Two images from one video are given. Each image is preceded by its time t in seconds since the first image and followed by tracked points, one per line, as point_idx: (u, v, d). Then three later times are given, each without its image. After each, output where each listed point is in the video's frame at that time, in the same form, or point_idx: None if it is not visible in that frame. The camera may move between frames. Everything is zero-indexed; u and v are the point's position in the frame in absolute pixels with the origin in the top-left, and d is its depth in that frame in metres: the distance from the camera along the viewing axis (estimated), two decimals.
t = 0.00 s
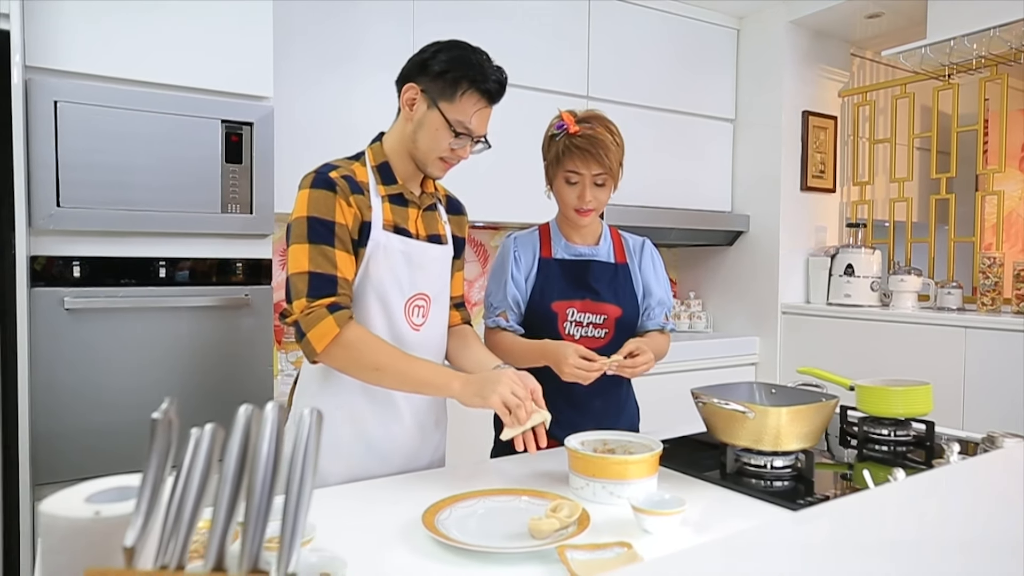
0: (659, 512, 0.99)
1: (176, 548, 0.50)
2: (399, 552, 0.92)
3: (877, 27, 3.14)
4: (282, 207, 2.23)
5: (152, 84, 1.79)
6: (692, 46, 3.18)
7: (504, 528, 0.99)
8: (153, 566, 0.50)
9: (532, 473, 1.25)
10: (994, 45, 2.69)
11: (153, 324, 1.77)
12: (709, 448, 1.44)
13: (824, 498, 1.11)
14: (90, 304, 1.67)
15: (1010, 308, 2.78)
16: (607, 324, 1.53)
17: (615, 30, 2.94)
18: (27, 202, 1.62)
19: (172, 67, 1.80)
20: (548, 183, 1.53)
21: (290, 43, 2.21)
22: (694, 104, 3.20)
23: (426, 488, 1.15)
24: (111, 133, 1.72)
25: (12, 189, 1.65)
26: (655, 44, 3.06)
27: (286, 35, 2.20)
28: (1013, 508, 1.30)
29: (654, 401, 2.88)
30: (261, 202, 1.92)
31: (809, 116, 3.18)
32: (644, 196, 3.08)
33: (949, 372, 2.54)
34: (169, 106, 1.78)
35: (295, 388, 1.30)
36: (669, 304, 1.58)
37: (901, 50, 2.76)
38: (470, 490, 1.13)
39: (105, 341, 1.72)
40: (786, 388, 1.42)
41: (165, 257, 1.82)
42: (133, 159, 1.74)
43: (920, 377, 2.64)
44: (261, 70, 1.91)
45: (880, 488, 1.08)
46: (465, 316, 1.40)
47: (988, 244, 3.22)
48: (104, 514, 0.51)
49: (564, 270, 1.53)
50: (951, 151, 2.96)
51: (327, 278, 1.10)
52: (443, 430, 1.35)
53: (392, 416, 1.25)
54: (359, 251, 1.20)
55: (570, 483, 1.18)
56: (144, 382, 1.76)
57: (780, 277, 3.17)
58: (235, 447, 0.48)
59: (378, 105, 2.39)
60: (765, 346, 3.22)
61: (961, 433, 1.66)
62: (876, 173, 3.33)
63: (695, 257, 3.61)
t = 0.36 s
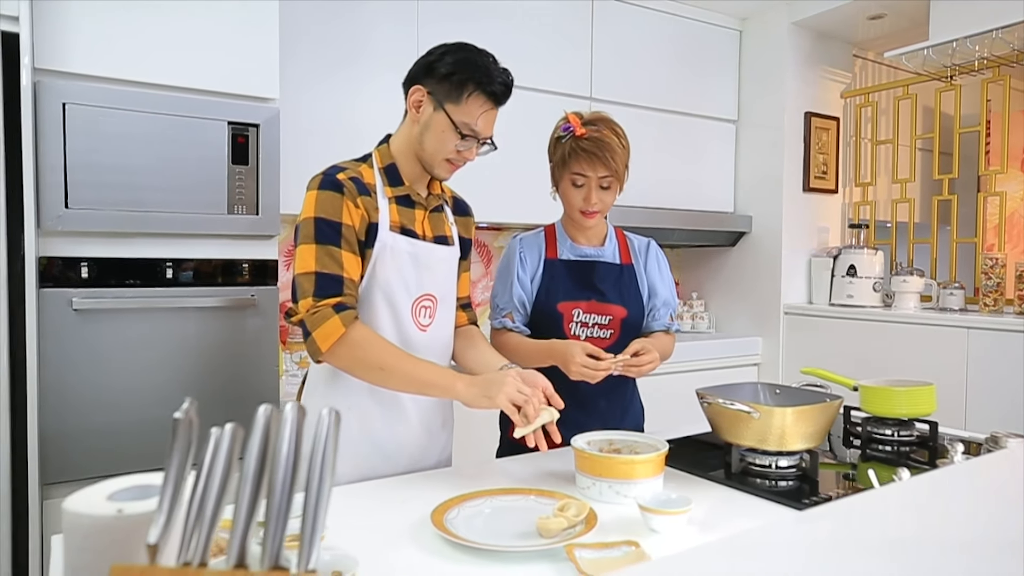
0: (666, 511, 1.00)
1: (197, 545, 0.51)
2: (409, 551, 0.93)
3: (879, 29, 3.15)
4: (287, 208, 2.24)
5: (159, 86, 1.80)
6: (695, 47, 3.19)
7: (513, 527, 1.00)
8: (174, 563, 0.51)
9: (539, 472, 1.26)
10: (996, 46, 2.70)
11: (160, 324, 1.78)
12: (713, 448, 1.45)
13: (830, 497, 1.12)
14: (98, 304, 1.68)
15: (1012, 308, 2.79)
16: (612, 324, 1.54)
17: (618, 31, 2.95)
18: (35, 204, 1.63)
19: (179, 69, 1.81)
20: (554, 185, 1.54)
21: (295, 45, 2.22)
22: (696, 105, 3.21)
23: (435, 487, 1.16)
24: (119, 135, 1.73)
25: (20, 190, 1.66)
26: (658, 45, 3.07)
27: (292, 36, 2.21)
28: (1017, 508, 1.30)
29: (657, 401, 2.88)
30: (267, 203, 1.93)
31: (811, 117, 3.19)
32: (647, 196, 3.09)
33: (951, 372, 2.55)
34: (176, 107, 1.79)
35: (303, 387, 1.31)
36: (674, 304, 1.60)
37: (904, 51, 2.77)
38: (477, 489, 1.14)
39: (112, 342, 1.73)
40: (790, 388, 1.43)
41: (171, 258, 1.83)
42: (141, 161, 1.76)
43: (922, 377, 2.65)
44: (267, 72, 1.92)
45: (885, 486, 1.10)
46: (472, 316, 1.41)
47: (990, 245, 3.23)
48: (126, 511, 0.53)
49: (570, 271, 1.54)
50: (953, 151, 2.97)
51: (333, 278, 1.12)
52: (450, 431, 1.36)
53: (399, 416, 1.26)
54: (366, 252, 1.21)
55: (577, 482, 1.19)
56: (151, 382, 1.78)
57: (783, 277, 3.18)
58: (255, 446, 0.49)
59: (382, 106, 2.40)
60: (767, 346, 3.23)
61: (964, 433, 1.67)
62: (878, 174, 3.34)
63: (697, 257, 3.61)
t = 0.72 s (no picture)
0: (674, 510, 1.00)
1: (222, 542, 0.51)
2: (420, 549, 0.94)
3: (882, 30, 3.16)
4: (293, 208, 2.25)
5: (167, 88, 1.81)
6: (698, 48, 3.19)
7: (523, 526, 1.00)
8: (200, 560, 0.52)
9: (547, 472, 1.27)
10: (999, 47, 2.71)
11: (167, 324, 1.79)
12: (720, 448, 1.46)
13: (837, 497, 1.12)
14: (107, 304, 1.70)
15: (1015, 309, 2.79)
16: (619, 325, 1.55)
17: (621, 32, 2.96)
18: (45, 204, 1.64)
19: (186, 70, 1.82)
20: (562, 185, 1.55)
21: (301, 46, 2.22)
22: (700, 105, 3.22)
23: (444, 487, 1.17)
24: (128, 136, 1.74)
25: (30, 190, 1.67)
26: (661, 45, 3.08)
27: (298, 38, 2.22)
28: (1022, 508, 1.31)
29: (661, 401, 2.89)
30: (274, 204, 1.94)
31: (814, 118, 3.20)
32: (651, 197, 3.10)
33: (954, 372, 2.55)
34: (184, 109, 1.80)
35: (313, 386, 1.32)
36: (680, 305, 1.61)
37: (907, 52, 2.77)
38: (487, 489, 1.15)
39: (120, 342, 1.74)
40: (796, 389, 1.44)
41: (179, 259, 1.83)
42: (149, 161, 1.77)
43: (926, 377, 2.65)
44: (274, 74, 1.93)
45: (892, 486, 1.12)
46: (479, 316, 1.42)
47: (992, 245, 3.23)
48: (152, 509, 0.54)
49: (577, 272, 1.55)
50: (956, 152, 2.97)
51: (340, 277, 1.12)
52: (458, 431, 1.37)
53: (409, 417, 1.27)
54: (373, 254, 1.22)
55: (585, 482, 1.20)
56: (159, 382, 1.79)
57: (786, 278, 3.19)
58: (278, 443, 0.50)
59: (387, 107, 2.41)
60: (771, 346, 3.24)
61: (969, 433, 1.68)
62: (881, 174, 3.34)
63: (701, 258, 3.62)
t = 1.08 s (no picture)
0: (681, 509, 1.01)
1: (239, 539, 0.52)
2: (428, 547, 0.94)
3: (884, 29, 3.16)
4: (297, 208, 2.26)
5: (172, 88, 1.81)
6: (701, 47, 3.20)
7: (531, 524, 1.01)
8: (216, 557, 0.52)
9: (552, 471, 1.28)
10: (1001, 47, 2.71)
11: (173, 324, 1.80)
12: (724, 447, 1.47)
13: (842, 496, 1.13)
14: (112, 304, 1.70)
15: (1017, 308, 2.79)
16: (623, 325, 1.55)
17: (624, 31, 2.96)
18: (51, 204, 1.64)
19: (190, 70, 1.82)
20: (566, 185, 1.55)
21: (305, 45, 2.23)
22: (701, 105, 3.22)
23: (451, 486, 1.17)
24: (133, 136, 1.74)
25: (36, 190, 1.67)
26: (663, 45, 3.08)
27: (302, 38, 2.22)
28: None
29: (663, 401, 2.89)
30: (278, 203, 1.94)
31: (817, 118, 3.20)
32: (653, 196, 3.10)
33: (956, 371, 2.56)
34: (189, 108, 1.80)
35: (320, 384, 1.33)
36: (684, 305, 1.61)
37: (909, 52, 2.78)
38: (493, 487, 1.16)
39: (127, 341, 1.74)
40: (800, 387, 1.44)
41: (184, 259, 1.84)
42: (154, 161, 1.77)
43: (929, 376, 2.65)
44: (278, 73, 1.94)
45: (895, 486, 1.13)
46: (484, 314, 1.42)
47: (994, 244, 3.23)
48: (169, 506, 0.55)
49: (581, 272, 1.56)
50: (957, 152, 2.97)
51: (346, 283, 1.12)
52: (464, 429, 1.37)
53: (415, 416, 1.27)
54: (380, 255, 1.22)
55: (591, 480, 1.21)
56: (164, 381, 1.79)
57: (788, 277, 3.19)
58: (293, 439, 0.51)
59: (390, 106, 2.41)
60: (773, 346, 3.24)
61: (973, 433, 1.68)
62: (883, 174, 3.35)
63: (703, 257, 3.63)
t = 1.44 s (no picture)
0: (686, 508, 1.01)
1: (253, 538, 0.53)
2: (435, 546, 0.95)
3: (885, 30, 3.17)
4: (300, 208, 2.26)
5: (176, 88, 1.82)
6: (702, 48, 3.20)
7: (538, 523, 1.01)
8: (231, 556, 0.53)
9: (558, 471, 1.28)
10: (1002, 48, 2.71)
11: (176, 324, 1.80)
12: (728, 446, 1.47)
13: (845, 496, 1.13)
14: (116, 304, 1.70)
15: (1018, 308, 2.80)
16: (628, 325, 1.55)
17: (625, 32, 2.97)
18: (55, 204, 1.64)
19: (193, 70, 1.82)
20: (571, 185, 1.56)
21: (308, 46, 2.23)
22: (702, 105, 3.23)
23: (457, 485, 1.17)
24: (136, 136, 1.74)
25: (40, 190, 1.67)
26: (665, 45, 3.09)
27: (305, 38, 2.22)
28: None
29: (665, 401, 2.90)
30: (282, 204, 1.95)
31: (818, 118, 3.21)
32: (654, 197, 3.10)
33: (957, 371, 2.56)
34: (192, 109, 1.80)
35: (325, 383, 1.34)
36: (687, 306, 1.62)
37: (910, 53, 2.78)
38: (498, 487, 1.16)
39: (131, 341, 1.75)
40: (803, 387, 1.45)
41: (188, 259, 1.84)
42: (158, 161, 1.77)
43: (930, 377, 2.65)
44: (281, 74, 1.94)
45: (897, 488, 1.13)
46: (488, 316, 1.43)
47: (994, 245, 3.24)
48: (183, 505, 0.55)
49: (586, 273, 1.56)
50: (959, 152, 2.98)
51: (351, 279, 1.12)
52: (468, 429, 1.38)
53: (421, 416, 1.27)
54: (385, 254, 1.23)
55: (596, 480, 1.21)
56: (168, 382, 1.79)
57: (789, 277, 3.20)
58: (308, 440, 0.51)
59: (393, 106, 2.41)
60: (774, 346, 3.25)
61: (975, 432, 1.68)
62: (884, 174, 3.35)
63: (703, 257, 3.64)
